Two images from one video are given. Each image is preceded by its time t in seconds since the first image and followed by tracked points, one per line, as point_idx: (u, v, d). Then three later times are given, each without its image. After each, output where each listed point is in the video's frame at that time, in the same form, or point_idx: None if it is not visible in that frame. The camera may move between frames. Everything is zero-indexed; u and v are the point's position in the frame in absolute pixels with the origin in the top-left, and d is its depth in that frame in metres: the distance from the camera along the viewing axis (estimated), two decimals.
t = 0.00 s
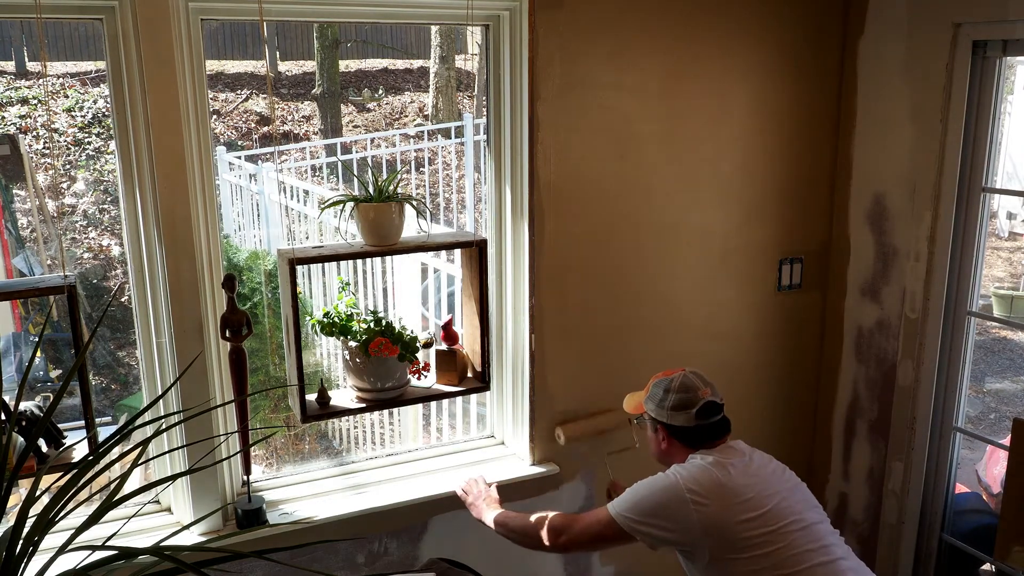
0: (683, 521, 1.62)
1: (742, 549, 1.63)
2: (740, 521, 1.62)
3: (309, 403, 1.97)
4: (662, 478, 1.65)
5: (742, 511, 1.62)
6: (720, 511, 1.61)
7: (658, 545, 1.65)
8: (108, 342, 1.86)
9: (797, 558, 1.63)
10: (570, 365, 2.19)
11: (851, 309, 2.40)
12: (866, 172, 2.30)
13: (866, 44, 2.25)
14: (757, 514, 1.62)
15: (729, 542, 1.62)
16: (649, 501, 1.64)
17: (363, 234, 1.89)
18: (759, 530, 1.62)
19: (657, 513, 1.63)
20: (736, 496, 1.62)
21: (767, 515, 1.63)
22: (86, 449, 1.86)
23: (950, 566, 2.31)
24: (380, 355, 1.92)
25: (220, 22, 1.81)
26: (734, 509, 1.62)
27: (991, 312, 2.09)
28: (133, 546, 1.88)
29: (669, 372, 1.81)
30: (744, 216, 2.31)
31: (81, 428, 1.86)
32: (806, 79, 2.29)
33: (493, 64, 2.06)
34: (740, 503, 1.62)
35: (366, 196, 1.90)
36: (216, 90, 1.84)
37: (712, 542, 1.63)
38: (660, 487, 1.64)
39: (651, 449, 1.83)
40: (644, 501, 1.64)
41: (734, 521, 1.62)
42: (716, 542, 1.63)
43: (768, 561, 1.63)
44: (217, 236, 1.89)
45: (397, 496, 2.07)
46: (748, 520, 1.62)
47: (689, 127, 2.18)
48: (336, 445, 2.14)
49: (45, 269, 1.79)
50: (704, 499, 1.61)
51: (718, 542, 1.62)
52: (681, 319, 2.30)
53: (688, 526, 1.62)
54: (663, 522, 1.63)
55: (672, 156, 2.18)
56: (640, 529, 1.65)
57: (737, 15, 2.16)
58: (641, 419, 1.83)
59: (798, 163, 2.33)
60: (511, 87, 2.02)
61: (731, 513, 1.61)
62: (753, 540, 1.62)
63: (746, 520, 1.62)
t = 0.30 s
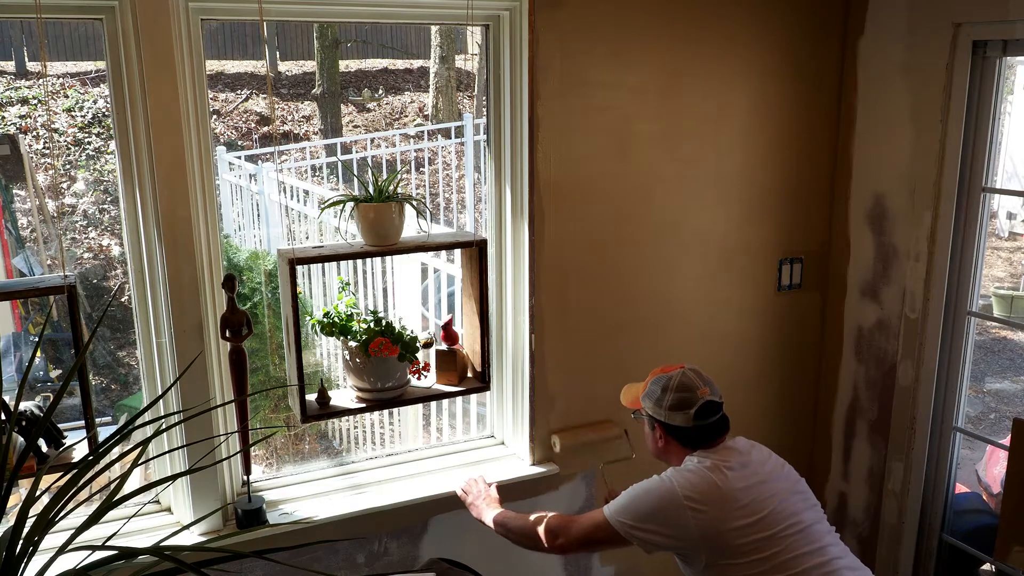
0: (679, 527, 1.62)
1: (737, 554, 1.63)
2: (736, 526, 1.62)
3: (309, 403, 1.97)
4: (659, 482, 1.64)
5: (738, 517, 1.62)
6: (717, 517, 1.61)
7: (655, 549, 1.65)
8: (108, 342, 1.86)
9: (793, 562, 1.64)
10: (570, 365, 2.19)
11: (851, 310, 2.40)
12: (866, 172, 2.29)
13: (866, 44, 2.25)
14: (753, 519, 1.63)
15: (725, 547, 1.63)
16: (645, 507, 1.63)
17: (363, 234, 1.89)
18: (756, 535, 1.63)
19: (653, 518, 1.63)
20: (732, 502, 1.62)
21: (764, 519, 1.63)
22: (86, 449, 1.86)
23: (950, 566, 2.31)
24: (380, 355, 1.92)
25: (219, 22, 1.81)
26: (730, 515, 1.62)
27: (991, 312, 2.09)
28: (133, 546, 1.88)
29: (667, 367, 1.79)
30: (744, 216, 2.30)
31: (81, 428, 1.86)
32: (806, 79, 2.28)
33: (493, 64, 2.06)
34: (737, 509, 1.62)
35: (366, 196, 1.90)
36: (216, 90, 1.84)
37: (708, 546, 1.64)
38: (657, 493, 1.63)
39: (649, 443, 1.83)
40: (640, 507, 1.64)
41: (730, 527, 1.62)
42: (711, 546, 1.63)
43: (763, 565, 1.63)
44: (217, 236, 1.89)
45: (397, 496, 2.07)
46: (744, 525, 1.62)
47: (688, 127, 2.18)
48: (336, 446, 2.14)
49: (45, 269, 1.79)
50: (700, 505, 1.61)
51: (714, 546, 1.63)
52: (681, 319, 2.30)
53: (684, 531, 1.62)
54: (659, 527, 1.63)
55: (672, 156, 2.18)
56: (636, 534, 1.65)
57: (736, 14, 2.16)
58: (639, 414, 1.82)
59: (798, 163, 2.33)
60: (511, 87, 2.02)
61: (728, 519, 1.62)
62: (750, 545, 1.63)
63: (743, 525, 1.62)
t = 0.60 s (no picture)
0: (679, 523, 1.62)
1: (736, 551, 1.64)
2: (736, 524, 1.62)
3: (309, 403, 1.97)
4: (659, 478, 1.64)
5: (738, 514, 1.62)
6: (716, 514, 1.61)
7: (653, 545, 1.65)
8: (108, 342, 1.86)
9: (791, 561, 1.64)
10: (569, 365, 2.19)
11: (851, 309, 2.40)
12: (866, 172, 2.30)
13: (866, 44, 2.25)
14: (753, 518, 1.62)
15: (724, 544, 1.63)
16: (645, 503, 1.63)
17: (363, 233, 1.89)
18: (755, 535, 1.63)
19: (653, 514, 1.63)
20: (733, 499, 1.62)
21: (764, 517, 1.63)
22: (86, 449, 1.86)
23: (950, 566, 2.31)
24: (380, 355, 1.92)
25: (219, 22, 1.81)
26: (730, 512, 1.61)
27: (991, 312, 2.09)
28: (133, 546, 1.88)
29: (680, 357, 1.78)
30: (744, 215, 2.31)
31: (81, 428, 1.86)
32: (806, 80, 2.29)
33: (493, 64, 2.06)
34: (737, 506, 1.62)
35: (366, 196, 1.90)
36: (216, 90, 1.84)
37: (707, 543, 1.64)
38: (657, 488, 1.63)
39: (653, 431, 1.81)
40: (641, 502, 1.64)
41: (729, 525, 1.62)
42: (711, 543, 1.63)
43: (762, 562, 1.64)
44: (217, 236, 1.89)
45: (396, 496, 2.07)
46: (744, 523, 1.62)
47: (688, 127, 2.18)
48: (336, 446, 2.14)
49: (45, 269, 1.79)
50: (700, 502, 1.61)
51: (713, 543, 1.63)
52: (681, 318, 2.30)
53: (683, 527, 1.62)
54: (659, 523, 1.63)
55: (672, 156, 2.18)
56: (636, 529, 1.65)
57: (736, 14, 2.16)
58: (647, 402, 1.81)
59: (798, 163, 2.33)
60: (511, 87, 2.02)
61: (728, 517, 1.61)
62: (748, 544, 1.63)
63: (741, 524, 1.62)
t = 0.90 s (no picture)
0: (680, 521, 1.62)
1: (736, 550, 1.64)
2: (737, 523, 1.62)
3: (309, 403, 1.97)
4: (661, 476, 1.64)
5: (739, 513, 1.62)
6: (717, 513, 1.61)
7: (653, 543, 1.66)
8: (108, 342, 1.86)
9: (790, 561, 1.64)
10: (570, 365, 2.19)
11: (851, 310, 2.40)
12: (866, 172, 2.30)
13: (866, 44, 2.25)
14: (753, 518, 1.62)
15: (725, 542, 1.63)
16: (646, 500, 1.63)
17: (363, 233, 1.89)
18: (754, 534, 1.63)
19: (654, 512, 1.63)
20: (734, 498, 1.61)
21: (765, 517, 1.63)
22: (86, 449, 1.86)
23: (950, 566, 2.31)
24: (380, 355, 1.92)
25: (219, 22, 1.81)
26: (731, 511, 1.61)
27: (991, 312, 2.09)
28: (133, 546, 1.88)
29: (700, 350, 1.74)
30: (744, 215, 2.31)
31: (81, 428, 1.86)
32: (806, 80, 2.28)
33: (493, 64, 2.06)
34: (738, 505, 1.62)
35: (366, 196, 1.90)
36: (216, 90, 1.84)
37: (708, 541, 1.64)
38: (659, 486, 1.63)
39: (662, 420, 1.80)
40: (642, 500, 1.64)
41: (730, 524, 1.62)
42: (711, 541, 1.63)
43: (763, 561, 1.64)
44: (217, 236, 1.89)
45: (397, 496, 2.07)
46: (745, 522, 1.62)
47: (688, 127, 2.18)
48: (336, 446, 2.14)
49: (45, 269, 1.79)
50: (701, 501, 1.61)
51: (713, 542, 1.63)
52: (682, 319, 2.30)
53: (684, 525, 1.62)
54: (659, 521, 1.63)
55: (672, 156, 2.18)
56: (637, 527, 1.65)
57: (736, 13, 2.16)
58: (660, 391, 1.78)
59: (798, 163, 2.33)
60: (511, 87, 2.02)
61: (729, 516, 1.61)
62: (747, 543, 1.63)
63: (742, 523, 1.62)
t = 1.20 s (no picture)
0: (682, 519, 1.62)
1: (738, 548, 1.64)
2: (738, 522, 1.62)
3: (309, 403, 1.97)
4: (664, 473, 1.64)
5: (742, 512, 1.62)
6: (719, 512, 1.61)
7: (653, 540, 1.66)
8: (108, 342, 1.86)
9: (790, 561, 1.64)
10: (570, 365, 2.19)
11: (851, 310, 2.40)
12: (866, 172, 2.30)
13: (866, 44, 2.25)
14: (754, 517, 1.62)
15: (726, 541, 1.63)
16: (649, 498, 1.63)
17: (363, 233, 1.89)
18: (755, 534, 1.63)
19: (656, 510, 1.63)
20: (737, 497, 1.61)
21: (768, 516, 1.63)
22: (86, 449, 1.86)
23: (950, 566, 2.31)
24: (380, 355, 1.92)
25: (219, 22, 1.81)
26: (734, 510, 1.61)
27: (991, 312, 2.09)
28: (133, 546, 1.88)
29: (689, 348, 1.78)
30: (744, 215, 2.31)
31: (81, 428, 1.86)
32: (806, 80, 2.28)
33: (493, 64, 2.06)
34: (741, 504, 1.62)
35: (366, 196, 1.90)
36: (216, 90, 1.84)
37: (709, 540, 1.64)
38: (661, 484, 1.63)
39: (663, 424, 1.81)
40: (644, 498, 1.64)
41: (732, 523, 1.62)
42: (713, 539, 1.63)
43: (764, 560, 1.64)
44: (217, 236, 1.89)
45: (397, 496, 2.07)
46: (747, 521, 1.62)
47: (688, 127, 2.18)
48: (336, 446, 2.14)
49: (45, 269, 1.79)
50: (704, 499, 1.61)
51: (715, 540, 1.63)
52: (682, 319, 2.30)
53: (686, 523, 1.62)
54: (661, 518, 1.63)
55: (672, 156, 2.18)
56: (639, 524, 1.65)
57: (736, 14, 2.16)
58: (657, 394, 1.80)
59: (798, 163, 2.33)
60: (511, 87, 2.02)
61: (731, 514, 1.61)
62: (747, 543, 1.63)
63: (744, 522, 1.62)
